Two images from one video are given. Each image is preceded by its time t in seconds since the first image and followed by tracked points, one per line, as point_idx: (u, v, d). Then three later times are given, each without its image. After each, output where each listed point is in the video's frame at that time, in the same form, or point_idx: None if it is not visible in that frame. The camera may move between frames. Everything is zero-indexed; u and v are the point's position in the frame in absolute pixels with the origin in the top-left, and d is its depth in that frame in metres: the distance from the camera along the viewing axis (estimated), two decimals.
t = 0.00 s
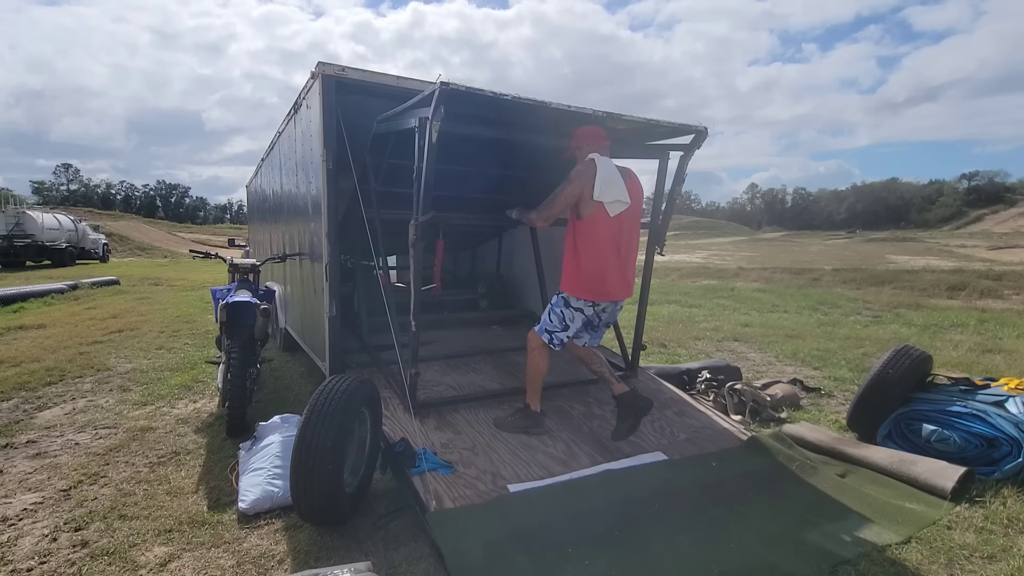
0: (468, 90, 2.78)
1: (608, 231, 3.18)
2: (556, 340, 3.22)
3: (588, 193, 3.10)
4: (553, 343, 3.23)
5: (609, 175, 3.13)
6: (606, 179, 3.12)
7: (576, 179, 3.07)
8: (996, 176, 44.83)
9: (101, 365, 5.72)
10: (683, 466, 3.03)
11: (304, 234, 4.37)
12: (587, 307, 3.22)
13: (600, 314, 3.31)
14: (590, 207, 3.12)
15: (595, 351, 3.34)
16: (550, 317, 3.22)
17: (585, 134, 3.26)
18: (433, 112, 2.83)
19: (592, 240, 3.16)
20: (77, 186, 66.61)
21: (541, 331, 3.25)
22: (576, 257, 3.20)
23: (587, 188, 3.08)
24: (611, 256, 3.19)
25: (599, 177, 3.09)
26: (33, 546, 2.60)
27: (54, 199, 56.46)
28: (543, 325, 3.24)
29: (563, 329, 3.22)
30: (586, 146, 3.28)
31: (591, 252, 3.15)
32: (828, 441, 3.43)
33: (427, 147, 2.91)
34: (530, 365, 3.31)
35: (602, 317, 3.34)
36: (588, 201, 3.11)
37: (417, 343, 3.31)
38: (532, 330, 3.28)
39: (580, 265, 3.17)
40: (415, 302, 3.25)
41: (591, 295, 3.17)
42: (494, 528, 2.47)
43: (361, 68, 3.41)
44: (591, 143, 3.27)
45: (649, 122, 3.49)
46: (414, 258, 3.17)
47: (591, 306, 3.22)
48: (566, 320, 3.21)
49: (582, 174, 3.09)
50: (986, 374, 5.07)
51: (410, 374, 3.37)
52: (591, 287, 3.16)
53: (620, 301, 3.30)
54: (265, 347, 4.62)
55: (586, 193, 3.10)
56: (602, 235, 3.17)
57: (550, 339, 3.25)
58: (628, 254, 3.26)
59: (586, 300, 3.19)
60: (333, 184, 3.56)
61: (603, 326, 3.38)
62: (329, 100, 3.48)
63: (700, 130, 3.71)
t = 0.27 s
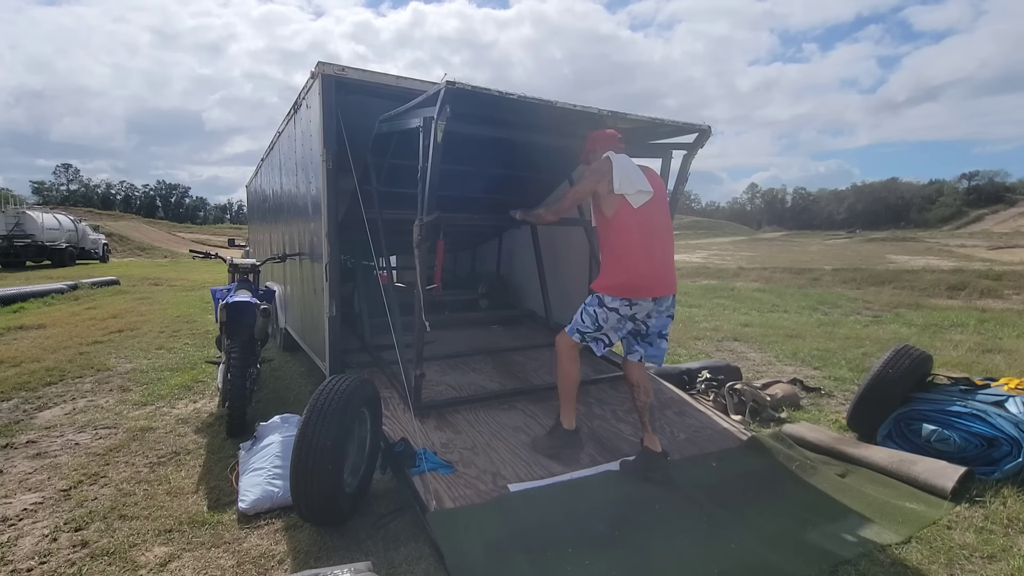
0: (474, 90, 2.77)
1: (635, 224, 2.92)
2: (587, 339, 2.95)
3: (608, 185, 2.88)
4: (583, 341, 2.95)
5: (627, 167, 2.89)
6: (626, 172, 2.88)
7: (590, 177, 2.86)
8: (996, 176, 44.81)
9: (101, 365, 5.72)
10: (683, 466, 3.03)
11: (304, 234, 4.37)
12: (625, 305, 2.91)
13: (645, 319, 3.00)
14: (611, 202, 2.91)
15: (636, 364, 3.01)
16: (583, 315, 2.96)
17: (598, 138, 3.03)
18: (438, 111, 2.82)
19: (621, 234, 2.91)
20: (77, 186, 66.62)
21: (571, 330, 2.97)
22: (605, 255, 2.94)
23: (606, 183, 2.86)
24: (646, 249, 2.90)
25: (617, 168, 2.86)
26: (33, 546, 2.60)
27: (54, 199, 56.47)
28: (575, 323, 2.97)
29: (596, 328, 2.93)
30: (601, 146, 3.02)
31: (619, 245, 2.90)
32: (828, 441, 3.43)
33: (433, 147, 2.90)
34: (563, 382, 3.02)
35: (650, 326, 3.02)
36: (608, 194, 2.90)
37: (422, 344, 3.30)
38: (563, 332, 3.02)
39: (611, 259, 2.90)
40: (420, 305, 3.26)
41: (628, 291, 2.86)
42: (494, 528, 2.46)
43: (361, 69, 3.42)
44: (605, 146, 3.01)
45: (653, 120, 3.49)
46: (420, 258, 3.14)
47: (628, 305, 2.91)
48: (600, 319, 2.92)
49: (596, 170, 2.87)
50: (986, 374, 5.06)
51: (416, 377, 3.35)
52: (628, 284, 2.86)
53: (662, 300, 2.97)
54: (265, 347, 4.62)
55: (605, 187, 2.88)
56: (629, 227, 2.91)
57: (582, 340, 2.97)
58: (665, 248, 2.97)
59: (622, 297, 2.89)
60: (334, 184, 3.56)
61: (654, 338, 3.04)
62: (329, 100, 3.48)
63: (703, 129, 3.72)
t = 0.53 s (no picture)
0: (480, 88, 2.76)
1: (652, 229, 2.75)
2: (638, 369, 2.67)
3: (619, 194, 2.73)
4: (636, 374, 2.67)
5: (640, 170, 2.72)
6: (639, 177, 2.70)
7: (600, 187, 2.73)
8: (996, 176, 44.79)
9: (101, 365, 5.72)
10: (683, 466, 3.03)
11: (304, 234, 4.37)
12: (658, 316, 2.73)
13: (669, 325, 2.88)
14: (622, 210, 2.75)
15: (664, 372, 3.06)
16: (623, 344, 2.69)
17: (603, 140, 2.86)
18: (444, 111, 2.80)
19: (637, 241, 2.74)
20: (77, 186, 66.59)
21: (617, 366, 2.68)
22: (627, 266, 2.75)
23: (616, 192, 2.72)
24: (666, 254, 2.74)
25: (629, 175, 2.69)
26: (33, 546, 2.60)
27: (54, 198, 56.46)
28: (618, 358, 2.69)
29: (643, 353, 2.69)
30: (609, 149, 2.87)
31: (642, 253, 2.72)
32: (828, 441, 3.43)
33: (438, 147, 2.89)
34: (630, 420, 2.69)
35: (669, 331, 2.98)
36: (619, 202, 2.74)
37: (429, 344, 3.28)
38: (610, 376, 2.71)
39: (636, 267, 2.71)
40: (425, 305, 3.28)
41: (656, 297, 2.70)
42: (494, 528, 2.46)
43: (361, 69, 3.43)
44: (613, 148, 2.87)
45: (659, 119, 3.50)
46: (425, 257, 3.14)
47: (659, 313, 2.73)
48: (642, 340, 2.69)
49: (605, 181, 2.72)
50: (986, 374, 5.06)
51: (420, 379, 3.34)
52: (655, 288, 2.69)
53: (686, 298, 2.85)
54: (264, 347, 4.61)
55: (615, 195, 2.73)
56: (647, 234, 2.75)
57: (633, 373, 2.67)
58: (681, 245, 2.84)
59: (650, 304, 2.70)
60: (334, 184, 3.56)
61: (671, 344, 3.02)
62: (329, 100, 3.48)
63: (708, 128, 3.71)
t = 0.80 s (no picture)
0: (489, 90, 2.72)
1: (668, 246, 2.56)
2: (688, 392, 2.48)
3: (625, 215, 2.56)
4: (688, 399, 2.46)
5: (643, 190, 2.53)
6: (642, 196, 2.52)
7: (601, 209, 2.59)
8: (996, 176, 44.78)
9: (101, 365, 5.72)
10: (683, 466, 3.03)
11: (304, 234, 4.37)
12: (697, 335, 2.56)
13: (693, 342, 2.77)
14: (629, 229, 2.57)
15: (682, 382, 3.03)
16: (669, 369, 2.49)
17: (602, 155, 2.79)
18: (453, 111, 2.76)
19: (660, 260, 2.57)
20: (77, 186, 66.59)
21: (668, 394, 2.45)
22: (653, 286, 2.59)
23: (620, 214, 2.56)
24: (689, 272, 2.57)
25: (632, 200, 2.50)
26: (33, 546, 2.60)
27: (54, 199, 56.47)
28: (667, 385, 2.48)
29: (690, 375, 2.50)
30: (606, 166, 2.79)
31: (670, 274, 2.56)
32: (828, 441, 3.43)
33: (446, 147, 2.86)
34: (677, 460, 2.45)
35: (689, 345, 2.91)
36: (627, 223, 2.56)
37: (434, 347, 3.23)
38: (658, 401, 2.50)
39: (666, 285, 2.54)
40: (430, 308, 3.23)
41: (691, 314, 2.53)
42: (494, 528, 2.47)
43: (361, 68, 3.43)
44: (609, 166, 2.79)
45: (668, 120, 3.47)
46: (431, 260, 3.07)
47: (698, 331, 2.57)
48: (687, 362, 2.51)
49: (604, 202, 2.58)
50: (986, 374, 5.06)
51: (426, 383, 3.28)
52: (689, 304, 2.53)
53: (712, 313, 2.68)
54: (265, 347, 4.61)
55: (621, 216, 2.56)
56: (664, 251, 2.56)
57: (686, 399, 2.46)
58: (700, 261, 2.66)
59: (688, 322, 2.53)
60: (334, 184, 3.56)
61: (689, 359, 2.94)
62: (329, 100, 3.48)
63: (718, 130, 3.68)
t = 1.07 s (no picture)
0: (498, 90, 2.66)
1: (673, 247, 2.56)
2: (694, 398, 2.46)
3: (633, 214, 2.53)
4: (693, 405, 2.45)
5: (651, 187, 2.52)
6: (651, 194, 2.51)
7: (610, 205, 2.52)
8: (996, 176, 44.78)
9: (101, 365, 5.72)
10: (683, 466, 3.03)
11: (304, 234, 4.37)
12: (703, 335, 2.53)
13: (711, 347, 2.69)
14: (638, 229, 2.56)
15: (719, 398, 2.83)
16: (671, 372, 2.50)
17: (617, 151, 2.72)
18: (460, 112, 2.72)
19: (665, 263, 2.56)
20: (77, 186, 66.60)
21: (670, 397, 2.48)
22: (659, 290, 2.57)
23: (630, 210, 2.51)
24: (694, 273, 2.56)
25: (638, 195, 2.50)
26: (33, 546, 2.60)
27: (54, 199, 56.48)
28: (670, 388, 2.49)
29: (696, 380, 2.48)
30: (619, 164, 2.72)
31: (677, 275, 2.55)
32: (828, 441, 3.43)
33: (454, 149, 2.83)
34: (679, 463, 2.45)
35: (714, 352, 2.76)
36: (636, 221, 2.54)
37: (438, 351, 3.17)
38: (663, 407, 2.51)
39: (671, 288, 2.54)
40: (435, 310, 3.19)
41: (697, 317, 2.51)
42: (494, 528, 2.47)
43: (361, 69, 3.44)
44: (628, 165, 2.70)
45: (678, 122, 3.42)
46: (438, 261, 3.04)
47: (704, 332, 2.54)
48: (692, 365, 2.49)
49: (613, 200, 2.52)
50: (986, 374, 5.06)
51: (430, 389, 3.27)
52: (695, 307, 2.51)
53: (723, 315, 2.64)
54: (264, 347, 4.62)
55: (630, 214, 2.53)
56: (666, 253, 2.56)
57: (690, 403, 2.45)
58: (706, 261, 2.63)
59: (693, 323, 2.51)
60: (335, 184, 3.56)
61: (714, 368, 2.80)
62: (329, 100, 3.49)
63: (727, 132, 3.60)
